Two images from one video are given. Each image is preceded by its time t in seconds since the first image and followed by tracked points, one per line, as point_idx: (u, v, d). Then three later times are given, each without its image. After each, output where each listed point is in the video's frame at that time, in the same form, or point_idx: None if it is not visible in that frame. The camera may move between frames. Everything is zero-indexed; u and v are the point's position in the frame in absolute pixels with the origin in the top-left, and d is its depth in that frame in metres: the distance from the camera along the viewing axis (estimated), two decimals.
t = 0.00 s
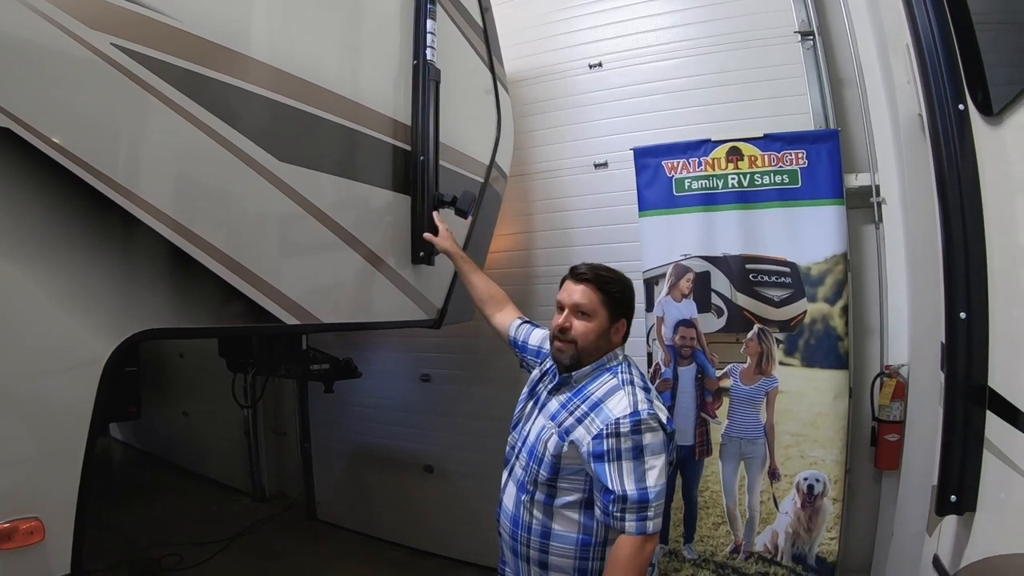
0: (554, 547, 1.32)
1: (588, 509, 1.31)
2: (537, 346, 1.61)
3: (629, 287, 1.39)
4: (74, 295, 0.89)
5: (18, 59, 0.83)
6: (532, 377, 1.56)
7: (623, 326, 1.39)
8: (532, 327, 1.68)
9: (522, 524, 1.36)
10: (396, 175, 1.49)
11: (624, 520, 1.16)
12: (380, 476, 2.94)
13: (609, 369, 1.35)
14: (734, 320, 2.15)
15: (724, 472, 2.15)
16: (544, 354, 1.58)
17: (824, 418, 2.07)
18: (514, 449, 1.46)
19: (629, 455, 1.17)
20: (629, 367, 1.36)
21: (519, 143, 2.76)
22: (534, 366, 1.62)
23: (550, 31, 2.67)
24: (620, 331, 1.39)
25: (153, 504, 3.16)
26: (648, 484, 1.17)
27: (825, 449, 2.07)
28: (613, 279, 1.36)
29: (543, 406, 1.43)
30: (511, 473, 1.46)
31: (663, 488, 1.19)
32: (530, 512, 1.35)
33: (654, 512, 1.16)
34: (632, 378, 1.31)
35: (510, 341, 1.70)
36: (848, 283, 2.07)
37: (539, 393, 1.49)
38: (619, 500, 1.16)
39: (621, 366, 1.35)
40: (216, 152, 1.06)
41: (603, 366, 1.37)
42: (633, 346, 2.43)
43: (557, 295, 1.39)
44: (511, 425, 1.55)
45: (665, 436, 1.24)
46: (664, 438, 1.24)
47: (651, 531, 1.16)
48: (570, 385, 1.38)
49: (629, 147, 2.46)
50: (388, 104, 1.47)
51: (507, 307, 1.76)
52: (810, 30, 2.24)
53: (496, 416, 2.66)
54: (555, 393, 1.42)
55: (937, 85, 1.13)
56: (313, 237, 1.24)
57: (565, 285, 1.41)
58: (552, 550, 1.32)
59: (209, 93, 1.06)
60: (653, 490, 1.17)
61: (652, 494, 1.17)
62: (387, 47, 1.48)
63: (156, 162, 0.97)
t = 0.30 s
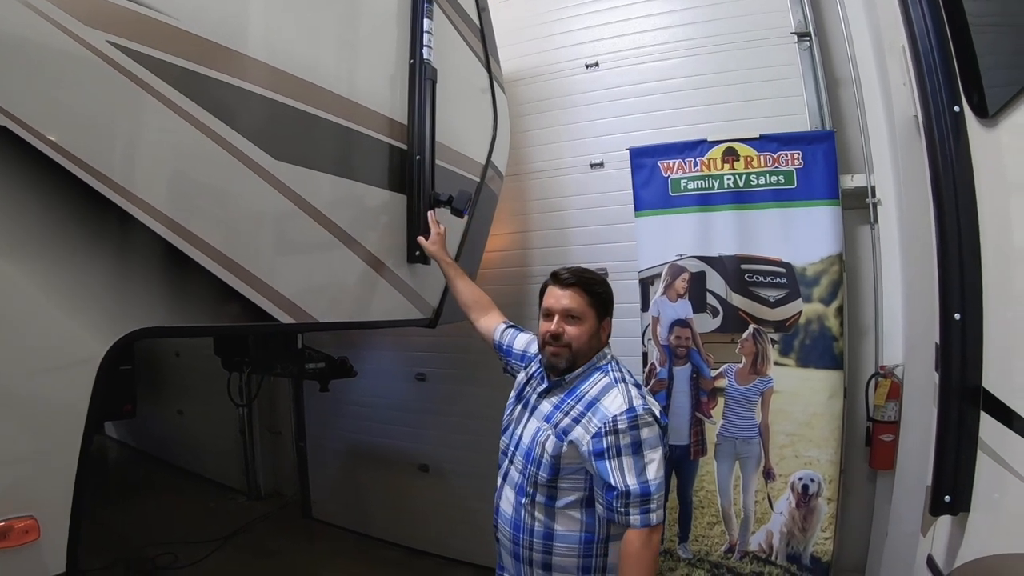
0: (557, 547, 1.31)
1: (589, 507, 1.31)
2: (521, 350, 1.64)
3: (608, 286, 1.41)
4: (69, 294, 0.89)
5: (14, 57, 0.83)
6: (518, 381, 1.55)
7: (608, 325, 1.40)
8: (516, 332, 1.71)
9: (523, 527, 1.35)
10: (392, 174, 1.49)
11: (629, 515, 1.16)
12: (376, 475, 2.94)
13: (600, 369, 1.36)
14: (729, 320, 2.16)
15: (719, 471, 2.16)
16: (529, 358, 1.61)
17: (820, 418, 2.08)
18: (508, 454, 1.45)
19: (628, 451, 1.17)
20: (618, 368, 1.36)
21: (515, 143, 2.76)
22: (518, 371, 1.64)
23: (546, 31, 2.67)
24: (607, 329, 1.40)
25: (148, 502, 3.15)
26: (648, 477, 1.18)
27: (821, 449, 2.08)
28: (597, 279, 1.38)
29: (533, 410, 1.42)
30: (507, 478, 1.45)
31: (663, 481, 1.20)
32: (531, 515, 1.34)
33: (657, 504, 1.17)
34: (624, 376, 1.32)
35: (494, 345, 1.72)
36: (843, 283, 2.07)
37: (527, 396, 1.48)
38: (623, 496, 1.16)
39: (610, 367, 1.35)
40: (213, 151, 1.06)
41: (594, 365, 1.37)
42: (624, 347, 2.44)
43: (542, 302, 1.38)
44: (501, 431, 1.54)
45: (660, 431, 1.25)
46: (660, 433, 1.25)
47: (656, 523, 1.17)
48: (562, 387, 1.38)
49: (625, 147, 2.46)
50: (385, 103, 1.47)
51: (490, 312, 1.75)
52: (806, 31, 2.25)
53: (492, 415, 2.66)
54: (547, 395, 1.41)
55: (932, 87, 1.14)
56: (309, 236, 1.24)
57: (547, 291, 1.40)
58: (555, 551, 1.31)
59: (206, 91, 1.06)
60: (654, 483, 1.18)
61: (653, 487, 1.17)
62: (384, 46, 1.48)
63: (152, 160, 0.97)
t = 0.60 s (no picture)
0: (563, 546, 1.31)
1: (594, 505, 1.31)
2: (517, 351, 1.61)
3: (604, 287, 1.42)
4: (64, 293, 0.89)
5: (9, 55, 0.82)
6: (515, 382, 1.54)
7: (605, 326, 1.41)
8: (511, 333, 1.68)
9: (527, 528, 1.34)
10: (389, 174, 1.49)
11: (635, 510, 1.17)
12: (371, 475, 2.94)
13: (600, 368, 1.36)
14: (725, 320, 2.16)
15: (715, 471, 2.16)
16: (524, 359, 1.59)
17: (815, 417, 2.09)
18: (509, 455, 1.44)
19: (633, 447, 1.19)
20: (619, 365, 1.36)
21: (511, 142, 2.76)
22: (513, 372, 1.62)
23: (542, 30, 2.67)
24: (604, 330, 1.41)
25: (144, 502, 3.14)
26: (653, 473, 1.19)
27: (817, 448, 2.08)
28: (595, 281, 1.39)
29: (534, 409, 1.41)
30: (508, 480, 1.44)
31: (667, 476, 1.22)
32: (536, 514, 1.33)
33: (661, 498, 1.18)
34: (625, 374, 1.33)
35: (489, 346, 1.69)
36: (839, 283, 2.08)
37: (525, 397, 1.47)
38: (629, 491, 1.17)
39: (612, 365, 1.36)
40: (209, 150, 1.06)
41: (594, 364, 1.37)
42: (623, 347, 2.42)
43: (541, 303, 1.38)
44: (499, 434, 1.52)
45: (662, 427, 1.26)
46: (662, 429, 1.26)
47: (661, 517, 1.18)
48: (562, 387, 1.38)
49: (621, 146, 2.47)
50: (381, 102, 1.47)
51: (484, 313, 1.72)
52: (803, 31, 2.26)
53: (488, 415, 2.67)
54: (546, 395, 1.41)
55: (928, 87, 1.14)
56: (305, 235, 1.24)
57: (545, 292, 1.40)
58: (561, 549, 1.31)
59: (202, 90, 1.06)
60: (659, 478, 1.19)
61: (658, 482, 1.18)
62: (380, 46, 1.48)
63: (147, 159, 0.97)
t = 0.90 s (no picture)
0: (567, 544, 1.31)
1: (598, 503, 1.31)
2: (515, 351, 1.60)
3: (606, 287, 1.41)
4: (60, 293, 0.89)
5: (6, 55, 0.82)
6: (515, 382, 1.54)
7: (605, 325, 1.39)
8: (509, 333, 1.66)
9: (532, 527, 1.33)
10: (386, 173, 1.49)
11: (639, 507, 1.16)
12: (369, 475, 2.94)
13: (601, 367, 1.36)
14: (722, 319, 2.16)
15: (713, 470, 2.16)
16: (523, 359, 1.57)
17: (812, 416, 2.09)
18: (511, 456, 1.43)
19: (637, 444, 1.19)
20: (620, 364, 1.37)
21: (508, 142, 2.76)
22: (512, 372, 1.60)
23: (540, 30, 2.67)
24: (604, 329, 1.40)
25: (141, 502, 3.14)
26: (656, 470, 1.19)
27: (814, 447, 2.09)
28: (597, 281, 1.38)
29: (534, 408, 1.41)
30: (509, 481, 1.42)
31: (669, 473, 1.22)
32: (540, 513, 1.32)
33: (665, 495, 1.18)
34: (626, 373, 1.34)
35: (487, 346, 1.68)
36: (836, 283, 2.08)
37: (525, 396, 1.46)
38: (633, 489, 1.16)
39: (613, 364, 1.37)
40: (207, 150, 1.06)
41: (593, 364, 1.37)
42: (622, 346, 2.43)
43: (539, 300, 1.39)
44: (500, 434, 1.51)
45: (665, 425, 1.26)
46: (665, 427, 1.26)
47: (664, 514, 1.18)
48: (563, 385, 1.38)
49: (619, 146, 2.47)
50: (379, 102, 1.47)
51: (482, 313, 1.70)
52: (800, 31, 2.26)
53: (485, 414, 2.67)
54: (547, 395, 1.41)
55: (926, 86, 1.14)
56: (303, 235, 1.24)
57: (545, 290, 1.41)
58: (566, 548, 1.30)
59: (199, 89, 1.06)
60: (663, 475, 1.19)
61: (662, 479, 1.18)
62: (378, 45, 1.48)
63: (144, 157, 0.96)
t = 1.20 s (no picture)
0: (561, 541, 1.31)
1: (594, 502, 1.31)
2: (523, 346, 1.63)
3: (614, 287, 1.36)
4: (58, 292, 0.89)
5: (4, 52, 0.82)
6: (521, 377, 1.56)
7: (596, 321, 1.35)
8: (517, 329, 1.70)
9: (527, 521, 1.34)
10: (386, 171, 1.49)
11: (635, 509, 1.17)
12: (369, 474, 2.94)
13: (604, 365, 1.36)
14: (721, 318, 2.16)
15: (712, 468, 2.16)
16: (530, 355, 1.60)
17: (811, 415, 2.09)
18: (513, 449, 1.45)
19: (635, 447, 1.19)
20: (623, 363, 1.37)
21: (507, 140, 2.76)
22: (521, 367, 1.64)
23: (539, 28, 2.67)
24: (592, 325, 1.36)
25: (140, 500, 3.13)
26: (655, 473, 1.19)
27: (813, 446, 2.09)
28: (593, 275, 1.36)
29: (539, 404, 1.43)
30: (510, 473, 1.44)
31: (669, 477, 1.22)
32: (536, 509, 1.33)
33: (662, 499, 1.18)
34: (630, 374, 1.33)
35: (493, 340, 1.71)
36: (835, 281, 2.08)
37: (533, 392, 1.49)
38: (629, 491, 1.17)
39: (616, 363, 1.36)
40: (206, 147, 1.06)
41: (598, 362, 1.37)
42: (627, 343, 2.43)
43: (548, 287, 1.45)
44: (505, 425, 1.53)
45: (666, 428, 1.26)
46: (665, 430, 1.26)
47: (661, 518, 1.18)
48: (565, 379, 1.40)
49: (618, 145, 2.47)
50: (379, 100, 1.47)
51: (489, 308, 1.74)
52: (800, 30, 2.26)
53: (484, 412, 2.67)
54: (551, 390, 1.42)
55: (925, 84, 1.14)
56: (302, 232, 1.24)
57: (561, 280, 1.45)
58: (559, 545, 1.31)
59: (198, 87, 1.06)
60: (661, 479, 1.19)
61: (659, 483, 1.18)
62: (377, 44, 1.48)
63: (145, 156, 0.96)
